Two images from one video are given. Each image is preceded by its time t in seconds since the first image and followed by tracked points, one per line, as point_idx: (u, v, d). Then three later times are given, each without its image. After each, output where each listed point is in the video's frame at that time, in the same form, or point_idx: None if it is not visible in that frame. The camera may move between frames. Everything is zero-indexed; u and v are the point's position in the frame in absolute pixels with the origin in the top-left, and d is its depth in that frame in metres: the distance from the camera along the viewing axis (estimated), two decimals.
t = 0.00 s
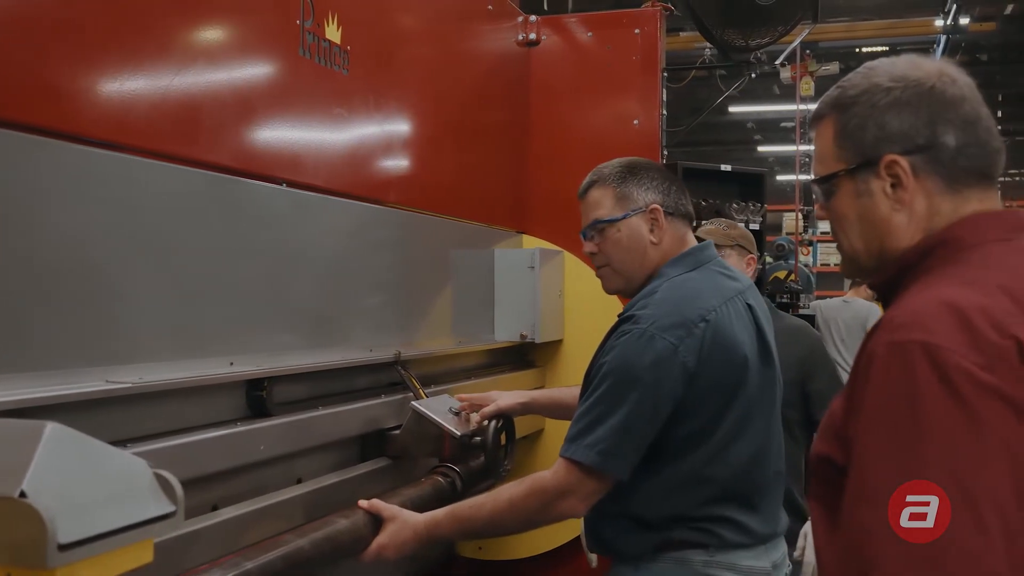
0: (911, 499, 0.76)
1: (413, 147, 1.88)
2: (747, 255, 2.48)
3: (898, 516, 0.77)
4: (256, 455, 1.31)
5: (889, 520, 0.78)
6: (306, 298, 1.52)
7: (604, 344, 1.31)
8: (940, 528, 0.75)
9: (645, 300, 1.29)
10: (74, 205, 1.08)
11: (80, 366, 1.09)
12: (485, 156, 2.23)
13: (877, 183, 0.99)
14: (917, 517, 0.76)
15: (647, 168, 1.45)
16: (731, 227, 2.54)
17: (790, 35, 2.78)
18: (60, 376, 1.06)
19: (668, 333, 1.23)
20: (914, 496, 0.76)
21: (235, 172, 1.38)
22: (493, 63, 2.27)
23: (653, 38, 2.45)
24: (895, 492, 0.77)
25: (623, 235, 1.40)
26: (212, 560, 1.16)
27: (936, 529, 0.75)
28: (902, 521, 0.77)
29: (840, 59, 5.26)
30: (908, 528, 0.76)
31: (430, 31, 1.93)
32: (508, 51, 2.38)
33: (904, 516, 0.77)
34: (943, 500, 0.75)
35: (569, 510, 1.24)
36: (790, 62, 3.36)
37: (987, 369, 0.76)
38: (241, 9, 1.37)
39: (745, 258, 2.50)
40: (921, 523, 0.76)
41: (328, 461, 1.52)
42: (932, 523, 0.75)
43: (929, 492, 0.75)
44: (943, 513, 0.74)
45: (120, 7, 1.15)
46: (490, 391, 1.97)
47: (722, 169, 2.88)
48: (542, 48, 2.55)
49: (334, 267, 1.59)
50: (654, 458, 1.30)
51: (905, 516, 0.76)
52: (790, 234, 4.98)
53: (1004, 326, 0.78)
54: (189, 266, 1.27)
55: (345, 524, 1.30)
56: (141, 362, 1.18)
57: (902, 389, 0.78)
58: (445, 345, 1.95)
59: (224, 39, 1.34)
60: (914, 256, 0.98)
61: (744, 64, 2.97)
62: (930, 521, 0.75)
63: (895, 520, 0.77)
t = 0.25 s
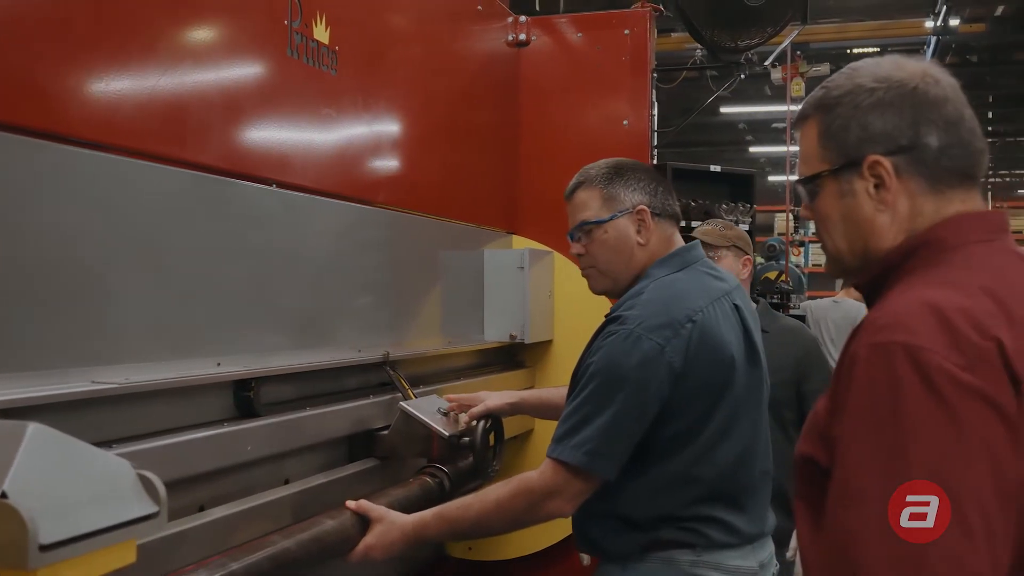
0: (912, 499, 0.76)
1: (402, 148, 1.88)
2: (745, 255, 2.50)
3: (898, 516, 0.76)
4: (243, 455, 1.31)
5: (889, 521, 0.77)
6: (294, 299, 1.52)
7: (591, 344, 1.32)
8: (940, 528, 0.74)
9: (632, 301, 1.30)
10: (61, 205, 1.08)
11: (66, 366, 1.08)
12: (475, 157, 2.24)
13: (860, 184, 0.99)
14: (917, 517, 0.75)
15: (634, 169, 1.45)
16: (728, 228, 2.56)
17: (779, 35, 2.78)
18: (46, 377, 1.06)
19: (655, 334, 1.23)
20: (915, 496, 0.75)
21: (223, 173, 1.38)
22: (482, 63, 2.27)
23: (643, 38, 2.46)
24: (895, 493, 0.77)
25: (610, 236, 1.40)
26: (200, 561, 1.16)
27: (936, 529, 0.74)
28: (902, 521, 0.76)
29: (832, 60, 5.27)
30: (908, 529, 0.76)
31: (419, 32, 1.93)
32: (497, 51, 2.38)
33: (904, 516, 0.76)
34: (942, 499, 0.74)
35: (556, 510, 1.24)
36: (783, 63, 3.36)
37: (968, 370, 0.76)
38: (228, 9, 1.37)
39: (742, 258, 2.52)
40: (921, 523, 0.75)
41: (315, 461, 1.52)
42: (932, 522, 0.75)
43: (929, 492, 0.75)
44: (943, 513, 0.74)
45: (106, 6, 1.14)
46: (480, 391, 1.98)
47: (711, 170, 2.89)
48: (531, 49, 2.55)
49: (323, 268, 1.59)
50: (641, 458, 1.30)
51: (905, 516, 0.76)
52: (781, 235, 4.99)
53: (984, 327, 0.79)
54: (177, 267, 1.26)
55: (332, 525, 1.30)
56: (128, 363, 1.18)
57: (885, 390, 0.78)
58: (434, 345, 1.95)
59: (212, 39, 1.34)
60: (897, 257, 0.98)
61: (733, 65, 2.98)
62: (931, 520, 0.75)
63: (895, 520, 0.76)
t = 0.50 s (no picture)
0: (912, 499, 0.75)
1: (391, 148, 1.88)
2: (742, 256, 2.51)
3: (897, 516, 0.75)
4: (230, 456, 1.30)
5: (889, 520, 0.76)
6: (283, 299, 1.52)
7: (578, 344, 1.32)
8: (939, 528, 0.74)
9: (618, 301, 1.30)
10: (46, 205, 1.07)
11: (51, 367, 1.08)
12: (464, 157, 2.24)
13: (844, 184, 0.98)
14: (916, 518, 0.75)
15: (620, 170, 1.45)
16: (724, 229, 2.58)
17: (769, 36, 2.79)
18: (30, 377, 1.05)
19: (641, 334, 1.23)
20: (914, 496, 0.74)
21: (209, 173, 1.37)
22: (471, 64, 2.27)
23: (632, 39, 2.47)
24: (896, 492, 0.75)
25: (597, 237, 1.40)
26: (187, 561, 1.16)
27: (936, 529, 0.74)
28: (902, 521, 0.75)
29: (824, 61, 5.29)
30: (907, 529, 0.75)
31: (408, 32, 1.94)
32: (487, 52, 2.39)
33: (903, 516, 0.75)
34: (942, 500, 0.74)
35: (542, 511, 1.24)
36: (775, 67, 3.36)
37: (950, 372, 0.76)
38: (216, 8, 1.37)
39: (739, 259, 2.51)
40: (921, 523, 0.74)
41: (302, 462, 1.52)
42: (932, 523, 0.74)
43: (929, 492, 0.74)
44: (943, 513, 0.74)
45: (93, 5, 1.14)
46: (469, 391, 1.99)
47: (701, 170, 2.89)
48: (521, 49, 2.55)
49: (311, 268, 1.59)
50: (627, 458, 1.30)
51: (905, 516, 0.75)
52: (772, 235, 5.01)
53: (965, 328, 0.79)
54: (164, 267, 1.26)
55: (319, 526, 1.30)
56: (113, 363, 1.17)
57: (867, 391, 0.78)
58: (423, 346, 1.96)
59: (199, 38, 1.33)
60: (880, 258, 0.98)
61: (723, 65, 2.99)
62: (931, 520, 0.74)
63: (894, 520, 0.75)
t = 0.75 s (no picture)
0: (912, 499, 0.74)
1: (380, 148, 1.88)
2: (739, 256, 2.50)
3: (897, 516, 0.75)
4: (217, 456, 1.30)
5: (889, 521, 0.75)
6: (272, 299, 1.52)
7: (566, 344, 1.32)
8: (939, 527, 0.74)
9: (606, 301, 1.30)
10: (32, 204, 1.07)
11: (36, 367, 1.07)
12: (454, 157, 2.24)
13: (829, 184, 0.98)
14: (916, 518, 0.74)
15: (608, 170, 1.45)
16: (724, 230, 2.59)
17: (758, 37, 2.81)
18: (16, 377, 1.05)
19: (628, 334, 1.23)
20: (915, 496, 0.74)
21: (197, 173, 1.37)
22: (461, 64, 2.27)
23: (622, 39, 2.47)
24: (896, 492, 0.75)
25: (585, 237, 1.40)
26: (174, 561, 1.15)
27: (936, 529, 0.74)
28: (902, 521, 0.74)
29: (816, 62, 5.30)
30: (907, 529, 0.74)
31: (398, 32, 1.94)
32: (477, 52, 2.39)
33: (904, 516, 0.74)
34: (942, 499, 0.74)
35: (530, 511, 1.24)
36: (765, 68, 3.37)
37: (934, 373, 0.76)
38: (204, 8, 1.37)
39: (738, 261, 2.51)
40: (921, 523, 0.74)
41: (291, 462, 1.52)
42: (932, 522, 0.74)
43: (929, 492, 0.74)
44: (942, 512, 0.74)
45: (79, 4, 1.13)
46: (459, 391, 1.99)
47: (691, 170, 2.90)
48: (511, 49, 2.56)
49: (301, 268, 1.59)
50: (615, 457, 1.31)
51: (906, 516, 0.74)
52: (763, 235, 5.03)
53: (949, 329, 0.79)
54: (152, 267, 1.26)
55: (306, 526, 1.29)
56: (100, 364, 1.17)
57: (852, 392, 0.78)
58: (412, 346, 1.96)
59: (186, 38, 1.33)
60: (865, 258, 0.98)
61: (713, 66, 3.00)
62: (931, 521, 0.74)
63: (894, 520, 0.75)
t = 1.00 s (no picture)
0: (912, 499, 0.74)
1: (369, 148, 1.88)
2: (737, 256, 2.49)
3: (898, 516, 0.74)
4: (204, 456, 1.30)
5: (889, 521, 0.74)
6: (261, 298, 1.51)
7: (554, 344, 1.32)
8: (938, 527, 0.74)
9: (594, 301, 1.30)
10: (18, 203, 1.06)
11: (21, 367, 1.07)
12: (444, 157, 2.24)
13: (814, 184, 0.98)
14: (916, 517, 0.74)
15: (597, 170, 1.45)
16: (724, 231, 2.59)
17: (748, 37, 2.82)
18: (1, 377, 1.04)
19: (616, 334, 1.23)
20: (916, 496, 0.74)
21: (184, 172, 1.37)
22: (451, 64, 2.27)
23: (613, 40, 2.47)
24: (896, 492, 0.74)
25: (574, 238, 1.40)
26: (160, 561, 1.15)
27: (935, 528, 0.74)
28: (901, 521, 0.74)
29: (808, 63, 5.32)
30: (907, 529, 0.74)
31: (387, 33, 1.94)
32: (467, 52, 2.39)
33: (904, 516, 0.74)
34: (941, 499, 0.74)
35: (517, 511, 1.24)
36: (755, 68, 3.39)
37: (920, 373, 0.76)
38: (191, 8, 1.36)
39: (736, 262, 2.50)
40: (921, 523, 0.74)
41: (279, 462, 1.52)
42: (932, 522, 0.74)
43: (929, 492, 0.74)
44: (941, 512, 0.74)
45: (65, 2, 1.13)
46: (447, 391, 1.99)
47: (682, 170, 2.90)
48: (502, 49, 2.56)
49: (290, 268, 1.58)
50: (603, 457, 1.31)
51: (906, 516, 0.74)
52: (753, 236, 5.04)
53: (934, 329, 0.79)
54: (140, 267, 1.25)
55: (294, 526, 1.29)
56: (87, 364, 1.16)
57: (837, 392, 0.78)
58: (402, 346, 1.96)
59: (173, 37, 1.33)
60: (850, 258, 0.98)
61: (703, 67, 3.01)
62: (931, 520, 0.74)
63: (895, 521, 0.74)
